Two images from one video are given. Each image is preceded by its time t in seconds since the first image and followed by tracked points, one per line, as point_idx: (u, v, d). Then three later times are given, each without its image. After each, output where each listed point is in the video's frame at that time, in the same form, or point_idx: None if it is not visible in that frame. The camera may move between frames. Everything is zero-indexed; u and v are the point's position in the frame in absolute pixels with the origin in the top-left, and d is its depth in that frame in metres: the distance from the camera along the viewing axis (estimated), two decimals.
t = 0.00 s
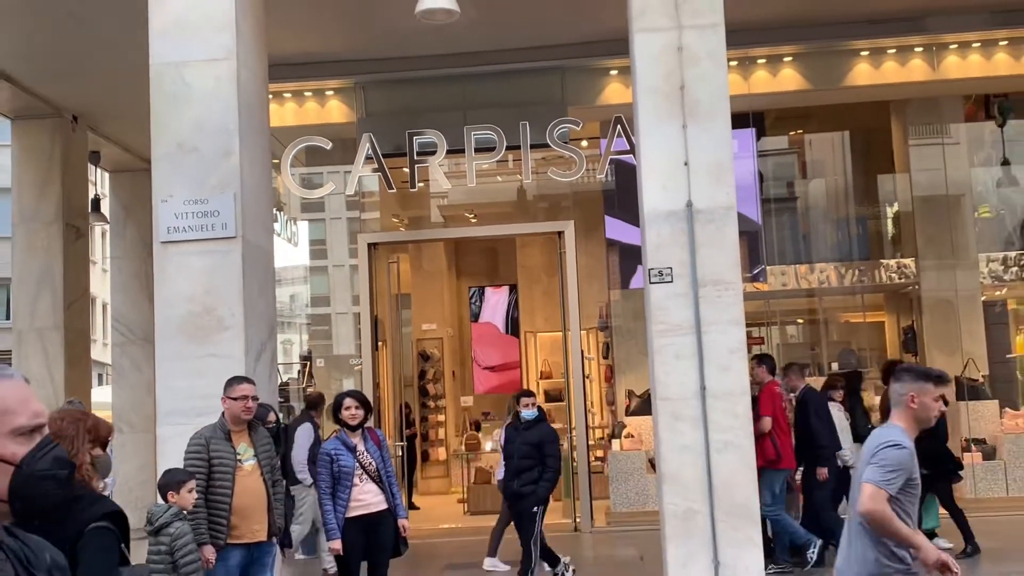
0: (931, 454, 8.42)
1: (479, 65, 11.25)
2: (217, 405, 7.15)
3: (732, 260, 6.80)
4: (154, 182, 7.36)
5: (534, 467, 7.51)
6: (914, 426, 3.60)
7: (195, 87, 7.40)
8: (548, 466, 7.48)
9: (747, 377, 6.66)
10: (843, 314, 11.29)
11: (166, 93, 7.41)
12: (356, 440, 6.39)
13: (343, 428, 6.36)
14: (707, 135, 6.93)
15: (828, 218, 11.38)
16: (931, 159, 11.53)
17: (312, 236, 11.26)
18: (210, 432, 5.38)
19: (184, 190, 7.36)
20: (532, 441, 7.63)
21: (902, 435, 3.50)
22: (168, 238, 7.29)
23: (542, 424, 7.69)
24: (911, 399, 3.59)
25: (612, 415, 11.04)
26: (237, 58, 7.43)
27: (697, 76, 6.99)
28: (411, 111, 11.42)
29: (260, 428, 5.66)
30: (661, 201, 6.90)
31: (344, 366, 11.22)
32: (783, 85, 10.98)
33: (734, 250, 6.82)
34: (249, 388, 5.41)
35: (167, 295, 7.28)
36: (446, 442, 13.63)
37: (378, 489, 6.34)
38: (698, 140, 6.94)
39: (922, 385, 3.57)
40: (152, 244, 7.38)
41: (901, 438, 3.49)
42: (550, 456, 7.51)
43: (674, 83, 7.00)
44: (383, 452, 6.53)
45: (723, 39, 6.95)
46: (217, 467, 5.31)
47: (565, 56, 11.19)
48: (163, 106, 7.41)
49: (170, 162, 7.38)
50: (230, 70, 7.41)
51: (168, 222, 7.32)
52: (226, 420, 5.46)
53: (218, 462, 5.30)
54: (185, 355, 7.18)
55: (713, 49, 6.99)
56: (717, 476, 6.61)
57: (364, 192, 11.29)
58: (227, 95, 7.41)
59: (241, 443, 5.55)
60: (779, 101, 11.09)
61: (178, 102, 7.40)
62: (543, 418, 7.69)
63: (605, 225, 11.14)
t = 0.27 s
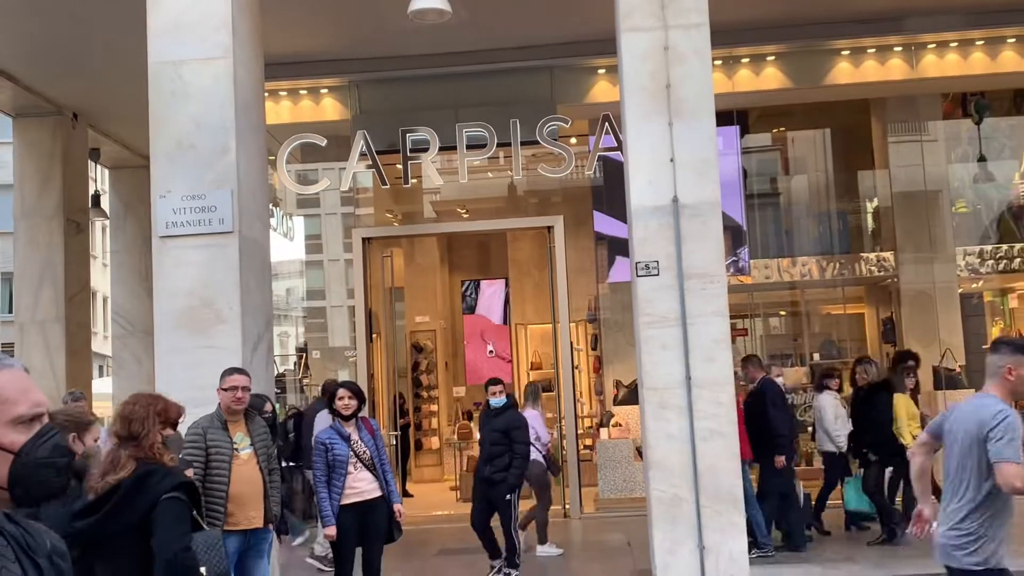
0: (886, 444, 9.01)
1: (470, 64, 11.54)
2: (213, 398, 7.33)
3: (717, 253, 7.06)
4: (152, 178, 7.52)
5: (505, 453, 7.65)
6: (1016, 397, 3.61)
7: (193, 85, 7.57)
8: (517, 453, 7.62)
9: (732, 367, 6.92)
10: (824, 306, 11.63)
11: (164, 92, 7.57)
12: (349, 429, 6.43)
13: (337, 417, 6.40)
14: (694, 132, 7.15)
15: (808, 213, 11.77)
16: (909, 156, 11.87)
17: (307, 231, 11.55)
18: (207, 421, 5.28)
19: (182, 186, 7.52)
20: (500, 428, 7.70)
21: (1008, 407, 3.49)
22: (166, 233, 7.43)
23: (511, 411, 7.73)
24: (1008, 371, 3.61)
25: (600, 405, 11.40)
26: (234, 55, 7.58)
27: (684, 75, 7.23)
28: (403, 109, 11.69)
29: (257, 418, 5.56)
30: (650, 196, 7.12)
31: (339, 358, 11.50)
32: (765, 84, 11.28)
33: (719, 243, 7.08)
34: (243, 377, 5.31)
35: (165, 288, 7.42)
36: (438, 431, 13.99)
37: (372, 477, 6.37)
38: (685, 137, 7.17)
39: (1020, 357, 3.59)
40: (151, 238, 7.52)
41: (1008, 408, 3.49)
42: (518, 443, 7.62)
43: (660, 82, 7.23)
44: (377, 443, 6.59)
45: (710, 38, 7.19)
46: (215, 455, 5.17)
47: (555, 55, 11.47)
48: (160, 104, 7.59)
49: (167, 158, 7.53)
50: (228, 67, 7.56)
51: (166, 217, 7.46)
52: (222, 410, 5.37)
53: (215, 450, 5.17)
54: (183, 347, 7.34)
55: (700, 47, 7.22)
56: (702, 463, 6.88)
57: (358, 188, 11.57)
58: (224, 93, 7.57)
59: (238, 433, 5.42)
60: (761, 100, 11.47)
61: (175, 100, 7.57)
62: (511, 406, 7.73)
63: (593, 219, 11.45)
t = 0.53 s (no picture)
0: (823, 429, 9.10)
1: (460, 65, 12.01)
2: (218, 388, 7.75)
3: (697, 246, 7.55)
4: (153, 176, 7.93)
5: (472, 444, 7.57)
6: None
7: (194, 88, 7.97)
8: (485, 443, 7.56)
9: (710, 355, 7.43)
10: (799, 297, 12.18)
11: (165, 94, 7.96)
12: (345, 415, 6.41)
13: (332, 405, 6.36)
14: (673, 131, 7.65)
15: (784, 208, 12.30)
16: (881, 153, 12.33)
17: (304, 226, 12.01)
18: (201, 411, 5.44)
19: (183, 183, 7.95)
20: (468, 417, 7.64)
21: None
22: (168, 228, 7.86)
23: (477, 402, 7.67)
24: None
25: (586, 392, 11.92)
26: (233, 59, 8.00)
27: (664, 77, 7.71)
28: (396, 109, 12.19)
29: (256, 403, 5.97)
30: (631, 192, 7.62)
31: (334, 348, 11.97)
32: (742, 84, 11.81)
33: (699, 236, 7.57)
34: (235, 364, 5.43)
35: (167, 281, 7.85)
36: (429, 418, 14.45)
37: (366, 462, 6.35)
38: (665, 136, 7.66)
39: None
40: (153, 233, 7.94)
41: None
42: (486, 432, 7.56)
43: (642, 83, 7.72)
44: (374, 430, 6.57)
45: (687, 42, 7.68)
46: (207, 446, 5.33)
47: (541, 57, 11.96)
48: (163, 105, 7.98)
49: (168, 158, 7.94)
50: (225, 70, 7.99)
51: (168, 213, 7.89)
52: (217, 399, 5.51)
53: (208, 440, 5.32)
54: (187, 337, 7.76)
55: (679, 51, 7.70)
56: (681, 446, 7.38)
57: (352, 184, 12.03)
58: (223, 95, 7.95)
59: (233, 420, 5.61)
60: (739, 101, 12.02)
61: (175, 101, 7.96)
62: (477, 396, 7.68)
63: (579, 214, 11.93)
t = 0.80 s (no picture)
0: (764, 413, 9.94)
1: (448, 72, 12.83)
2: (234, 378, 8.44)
3: (669, 241, 8.20)
4: (161, 177, 8.35)
5: (437, 424, 8.18)
6: None
7: (201, 93, 8.40)
8: (449, 422, 8.16)
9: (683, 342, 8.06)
10: (766, 288, 13.14)
11: (171, 99, 8.39)
12: (343, 400, 7.06)
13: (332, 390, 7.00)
14: (648, 134, 8.30)
15: (753, 204, 13.25)
16: (842, 153, 13.31)
17: (304, 224, 12.82)
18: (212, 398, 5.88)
19: (189, 183, 8.34)
20: (434, 400, 8.20)
21: None
22: (175, 226, 8.25)
23: (439, 384, 8.24)
24: None
25: (568, 377, 12.76)
26: (235, 66, 8.42)
27: (640, 84, 8.36)
28: (390, 113, 12.99)
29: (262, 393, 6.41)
30: (610, 190, 8.28)
31: (333, 338, 12.78)
32: (713, 89, 12.65)
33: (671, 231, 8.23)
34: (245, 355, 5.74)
35: (174, 276, 8.24)
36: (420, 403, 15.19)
37: (363, 443, 6.96)
38: (641, 138, 8.32)
39: None
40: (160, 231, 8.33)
41: None
42: (449, 413, 8.16)
43: (619, 90, 8.36)
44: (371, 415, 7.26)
45: (661, 51, 8.34)
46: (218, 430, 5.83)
47: (525, 64, 12.79)
48: (170, 109, 8.39)
49: (175, 159, 8.36)
50: (229, 76, 8.40)
51: (175, 212, 8.28)
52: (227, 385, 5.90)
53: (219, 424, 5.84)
54: (192, 329, 8.18)
55: (653, 60, 8.36)
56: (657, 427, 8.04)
57: (348, 185, 12.80)
58: (226, 101, 8.38)
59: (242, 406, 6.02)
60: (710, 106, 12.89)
61: (182, 105, 8.39)
62: (438, 380, 8.25)
63: (562, 211, 12.82)
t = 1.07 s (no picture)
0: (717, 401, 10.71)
1: (438, 78, 13.56)
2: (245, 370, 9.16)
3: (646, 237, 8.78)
4: (166, 178, 8.95)
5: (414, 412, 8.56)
6: None
7: (203, 100, 9.04)
8: (424, 410, 8.54)
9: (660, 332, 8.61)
10: (738, 282, 13.95)
11: (175, 104, 9.02)
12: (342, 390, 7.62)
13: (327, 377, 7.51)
14: (627, 136, 8.86)
15: (726, 202, 14.05)
16: (808, 154, 14.15)
17: (302, 223, 13.56)
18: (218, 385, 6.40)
19: (192, 184, 8.98)
20: (411, 388, 8.59)
21: None
22: (179, 224, 8.87)
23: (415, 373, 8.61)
24: None
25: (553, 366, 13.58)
26: (235, 74, 9.06)
27: (619, 89, 8.95)
28: (383, 117, 13.75)
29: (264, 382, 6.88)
30: (590, 189, 8.84)
31: (331, 331, 13.53)
32: (688, 95, 13.45)
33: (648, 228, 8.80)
34: (248, 347, 6.30)
35: (179, 272, 8.82)
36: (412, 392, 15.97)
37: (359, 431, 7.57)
38: (621, 139, 8.89)
39: None
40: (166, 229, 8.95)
41: None
42: (424, 400, 8.56)
43: (599, 94, 8.92)
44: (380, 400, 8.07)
45: (638, 59, 8.88)
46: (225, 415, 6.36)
47: (511, 72, 13.57)
48: (174, 116, 9.04)
49: (179, 161, 8.99)
50: (229, 84, 9.04)
51: (179, 211, 8.90)
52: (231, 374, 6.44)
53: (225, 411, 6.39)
54: (197, 321, 8.76)
55: (632, 67, 8.94)
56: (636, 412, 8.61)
57: (344, 185, 13.56)
58: (227, 107, 9.05)
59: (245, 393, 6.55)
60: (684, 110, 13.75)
61: (186, 111, 9.02)
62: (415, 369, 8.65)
63: (546, 211, 13.62)
